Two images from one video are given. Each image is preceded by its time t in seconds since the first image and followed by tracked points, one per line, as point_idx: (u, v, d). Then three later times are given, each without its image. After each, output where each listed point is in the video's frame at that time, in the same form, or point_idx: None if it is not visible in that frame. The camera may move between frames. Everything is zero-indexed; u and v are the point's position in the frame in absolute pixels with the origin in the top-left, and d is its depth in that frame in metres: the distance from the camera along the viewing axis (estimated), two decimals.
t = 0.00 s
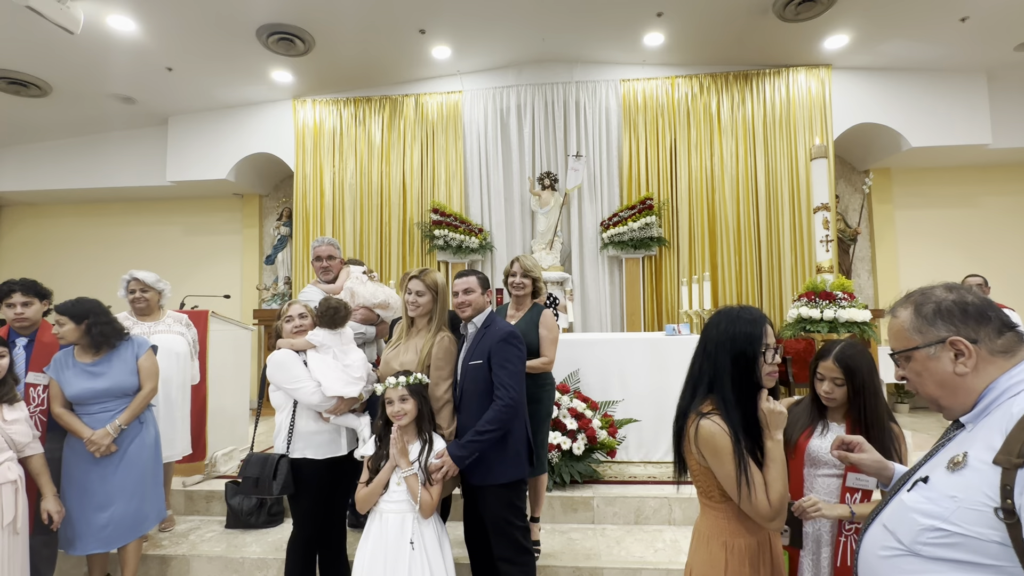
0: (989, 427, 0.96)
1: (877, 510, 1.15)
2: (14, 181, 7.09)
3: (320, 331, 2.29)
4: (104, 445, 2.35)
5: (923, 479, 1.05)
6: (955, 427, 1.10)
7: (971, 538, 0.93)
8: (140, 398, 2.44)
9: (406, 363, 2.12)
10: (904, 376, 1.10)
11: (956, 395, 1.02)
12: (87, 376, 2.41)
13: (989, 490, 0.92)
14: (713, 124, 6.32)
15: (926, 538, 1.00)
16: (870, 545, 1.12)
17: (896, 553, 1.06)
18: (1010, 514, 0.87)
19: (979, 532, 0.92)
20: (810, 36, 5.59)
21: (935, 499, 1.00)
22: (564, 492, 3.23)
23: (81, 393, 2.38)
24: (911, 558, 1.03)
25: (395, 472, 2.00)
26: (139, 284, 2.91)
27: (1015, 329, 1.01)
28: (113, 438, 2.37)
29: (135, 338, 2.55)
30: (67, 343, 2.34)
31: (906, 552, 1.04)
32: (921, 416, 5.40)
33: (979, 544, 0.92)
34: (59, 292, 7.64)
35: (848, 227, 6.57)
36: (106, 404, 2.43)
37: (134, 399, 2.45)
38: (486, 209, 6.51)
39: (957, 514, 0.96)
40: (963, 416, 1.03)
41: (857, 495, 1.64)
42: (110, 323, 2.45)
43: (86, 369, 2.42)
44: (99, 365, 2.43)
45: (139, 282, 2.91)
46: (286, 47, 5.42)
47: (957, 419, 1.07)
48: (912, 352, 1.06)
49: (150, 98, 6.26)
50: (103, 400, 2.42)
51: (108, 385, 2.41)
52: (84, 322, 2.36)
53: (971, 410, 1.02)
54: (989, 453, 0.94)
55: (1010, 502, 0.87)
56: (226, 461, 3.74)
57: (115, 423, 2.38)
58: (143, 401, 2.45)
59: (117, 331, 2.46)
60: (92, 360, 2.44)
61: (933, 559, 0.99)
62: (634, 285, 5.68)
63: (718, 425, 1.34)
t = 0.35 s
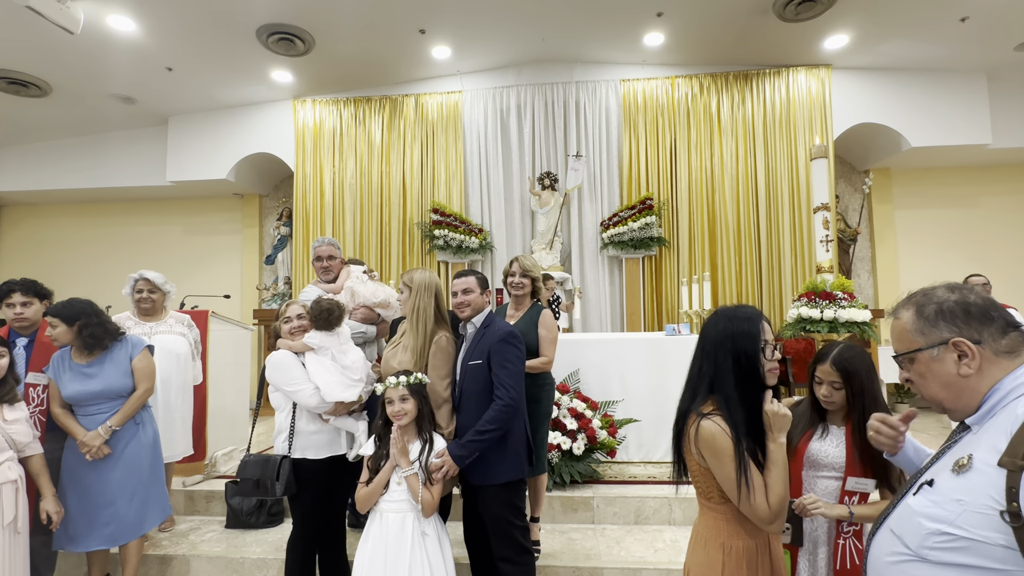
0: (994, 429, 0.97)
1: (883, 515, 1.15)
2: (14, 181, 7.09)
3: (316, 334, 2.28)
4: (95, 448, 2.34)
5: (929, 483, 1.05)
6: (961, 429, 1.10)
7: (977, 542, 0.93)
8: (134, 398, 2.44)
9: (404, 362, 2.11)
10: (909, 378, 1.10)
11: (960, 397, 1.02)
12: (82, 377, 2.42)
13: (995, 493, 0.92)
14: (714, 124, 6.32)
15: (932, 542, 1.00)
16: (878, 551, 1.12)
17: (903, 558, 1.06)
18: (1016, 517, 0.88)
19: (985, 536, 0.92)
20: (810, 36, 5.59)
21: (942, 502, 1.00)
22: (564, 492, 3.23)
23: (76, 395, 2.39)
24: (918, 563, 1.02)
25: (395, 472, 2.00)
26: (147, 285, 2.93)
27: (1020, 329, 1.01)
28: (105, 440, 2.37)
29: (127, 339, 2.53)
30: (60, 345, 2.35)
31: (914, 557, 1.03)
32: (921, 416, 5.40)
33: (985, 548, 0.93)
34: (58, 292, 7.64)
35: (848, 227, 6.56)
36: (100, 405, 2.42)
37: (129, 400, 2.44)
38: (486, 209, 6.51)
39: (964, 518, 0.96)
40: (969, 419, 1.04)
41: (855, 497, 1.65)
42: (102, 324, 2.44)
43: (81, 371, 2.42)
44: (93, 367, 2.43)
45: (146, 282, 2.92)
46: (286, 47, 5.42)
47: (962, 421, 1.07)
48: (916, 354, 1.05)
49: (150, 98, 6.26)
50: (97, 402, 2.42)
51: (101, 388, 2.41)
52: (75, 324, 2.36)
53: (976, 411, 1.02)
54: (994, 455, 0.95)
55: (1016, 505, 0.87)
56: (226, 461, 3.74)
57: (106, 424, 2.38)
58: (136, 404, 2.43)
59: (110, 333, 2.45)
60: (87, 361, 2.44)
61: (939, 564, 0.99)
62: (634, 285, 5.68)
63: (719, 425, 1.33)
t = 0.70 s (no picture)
0: (997, 431, 0.97)
1: (886, 519, 1.15)
2: (14, 182, 7.09)
3: (316, 335, 2.30)
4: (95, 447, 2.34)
5: (933, 486, 1.05)
6: (964, 430, 1.10)
7: (982, 546, 0.94)
8: (134, 398, 2.44)
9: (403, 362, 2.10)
10: (912, 378, 1.10)
11: (963, 398, 1.02)
12: (84, 376, 2.42)
13: (999, 497, 0.92)
14: (714, 124, 6.32)
15: (937, 547, 1.00)
16: (882, 555, 1.12)
17: (907, 562, 1.06)
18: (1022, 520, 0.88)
19: (990, 540, 0.93)
20: (810, 36, 5.59)
21: (946, 506, 1.00)
22: (564, 492, 3.23)
23: (78, 394, 2.39)
24: (922, 567, 1.02)
25: (395, 472, 2.00)
26: (154, 289, 2.93)
27: None
28: (102, 439, 2.36)
29: (133, 339, 2.54)
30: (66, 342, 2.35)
31: (918, 561, 1.03)
32: (921, 416, 5.40)
33: (990, 551, 0.93)
34: (58, 292, 7.65)
35: (848, 227, 6.56)
36: (101, 405, 2.42)
37: (129, 400, 2.44)
38: (486, 209, 6.51)
39: (968, 522, 0.96)
40: (973, 420, 1.04)
41: (856, 498, 1.66)
42: (109, 323, 2.44)
43: (84, 370, 2.43)
44: (96, 365, 2.44)
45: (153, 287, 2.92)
46: (286, 47, 5.42)
47: (967, 423, 1.07)
48: (919, 355, 1.06)
49: (150, 97, 6.26)
50: (99, 401, 2.42)
51: (103, 387, 2.41)
52: (82, 322, 2.37)
53: (980, 413, 1.02)
54: (999, 458, 0.95)
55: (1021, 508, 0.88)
56: (226, 461, 3.74)
57: (104, 424, 2.37)
58: (137, 404, 2.43)
59: (116, 331, 2.45)
60: (91, 360, 2.45)
61: (944, 568, 0.99)
62: (634, 285, 5.68)
63: (718, 426, 1.33)
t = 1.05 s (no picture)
0: (997, 432, 0.97)
1: (887, 521, 1.14)
2: (14, 182, 7.09)
3: (315, 335, 2.29)
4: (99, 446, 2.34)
5: (933, 487, 1.05)
6: (962, 431, 1.10)
7: (983, 548, 0.93)
8: (141, 398, 2.43)
9: (405, 363, 2.11)
10: (909, 378, 1.10)
11: (962, 399, 1.02)
12: (91, 375, 2.42)
13: (999, 497, 0.92)
14: (714, 124, 6.32)
15: (937, 548, 1.00)
16: (883, 557, 1.12)
17: (908, 564, 1.05)
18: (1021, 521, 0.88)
19: (991, 541, 0.92)
20: (810, 36, 5.59)
21: (946, 507, 1.00)
22: (564, 492, 3.23)
23: (83, 393, 2.39)
24: (923, 569, 1.02)
25: (395, 473, 2.00)
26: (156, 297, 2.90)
27: (1022, 330, 1.00)
28: (107, 438, 2.35)
29: (142, 339, 2.55)
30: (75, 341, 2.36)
31: (918, 563, 1.03)
32: (922, 416, 5.40)
33: (991, 553, 0.93)
34: (58, 292, 7.64)
35: (848, 227, 6.56)
36: (106, 404, 2.42)
37: (135, 400, 2.43)
38: (486, 209, 6.51)
39: (968, 523, 0.96)
40: (971, 420, 1.03)
41: (855, 500, 1.65)
42: (118, 321, 2.46)
43: (90, 368, 2.43)
44: (104, 363, 2.44)
45: (156, 295, 2.88)
46: (286, 47, 5.42)
47: (965, 423, 1.06)
48: (917, 355, 1.06)
49: (150, 98, 6.26)
50: (104, 400, 2.42)
51: (110, 385, 2.41)
52: (92, 320, 2.38)
53: (979, 413, 1.02)
54: (998, 458, 0.95)
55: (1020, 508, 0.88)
56: (226, 461, 3.74)
57: (111, 423, 2.37)
58: (144, 402, 2.42)
59: (125, 330, 2.47)
60: (98, 359, 2.45)
61: (945, 570, 0.99)
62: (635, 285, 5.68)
63: (713, 427, 1.33)
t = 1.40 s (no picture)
0: (995, 431, 0.97)
1: (885, 520, 1.15)
2: (14, 182, 7.09)
3: (321, 332, 2.29)
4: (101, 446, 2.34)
5: (931, 487, 1.05)
6: (961, 431, 1.10)
7: (982, 547, 0.94)
8: (145, 399, 2.44)
9: (405, 363, 2.12)
10: (907, 378, 1.10)
11: (960, 399, 1.02)
12: (96, 374, 2.42)
13: (998, 497, 0.92)
14: (714, 124, 6.32)
15: (936, 548, 1.00)
16: (881, 556, 1.12)
17: (906, 564, 1.06)
18: (1020, 521, 0.88)
19: (990, 540, 0.93)
20: (810, 36, 5.59)
21: (944, 507, 1.00)
22: (564, 492, 3.23)
23: (87, 393, 2.39)
24: (921, 568, 1.02)
25: (394, 473, 2.00)
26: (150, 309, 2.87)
27: (1020, 330, 1.01)
28: (110, 440, 2.36)
29: (146, 339, 2.55)
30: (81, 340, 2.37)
31: (917, 562, 1.03)
32: (922, 416, 5.40)
33: (990, 552, 0.93)
34: (58, 292, 7.65)
35: (848, 227, 6.56)
36: (110, 404, 2.42)
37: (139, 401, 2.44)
38: (486, 209, 6.51)
39: (966, 522, 0.96)
40: (970, 420, 1.03)
41: (855, 500, 1.66)
42: (125, 321, 2.47)
43: (95, 368, 2.43)
44: (109, 363, 2.45)
45: (148, 307, 2.85)
46: (286, 47, 5.42)
47: (964, 423, 1.06)
48: (916, 355, 1.06)
49: (150, 98, 6.26)
50: (108, 401, 2.42)
51: (115, 385, 2.41)
52: (98, 318, 2.38)
53: (977, 412, 1.02)
54: (996, 458, 0.95)
55: (1019, 508, 0.88)
56: (226, 461, 3.74)
57: (115, 424, 2.37)
58: (148, 404, 2.43)
59: (131, 330, 2.47)
60: (103, 358, 2.46)
61: (944, 569, 0.99)
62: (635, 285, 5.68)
63: (710, 427, 1.33)
